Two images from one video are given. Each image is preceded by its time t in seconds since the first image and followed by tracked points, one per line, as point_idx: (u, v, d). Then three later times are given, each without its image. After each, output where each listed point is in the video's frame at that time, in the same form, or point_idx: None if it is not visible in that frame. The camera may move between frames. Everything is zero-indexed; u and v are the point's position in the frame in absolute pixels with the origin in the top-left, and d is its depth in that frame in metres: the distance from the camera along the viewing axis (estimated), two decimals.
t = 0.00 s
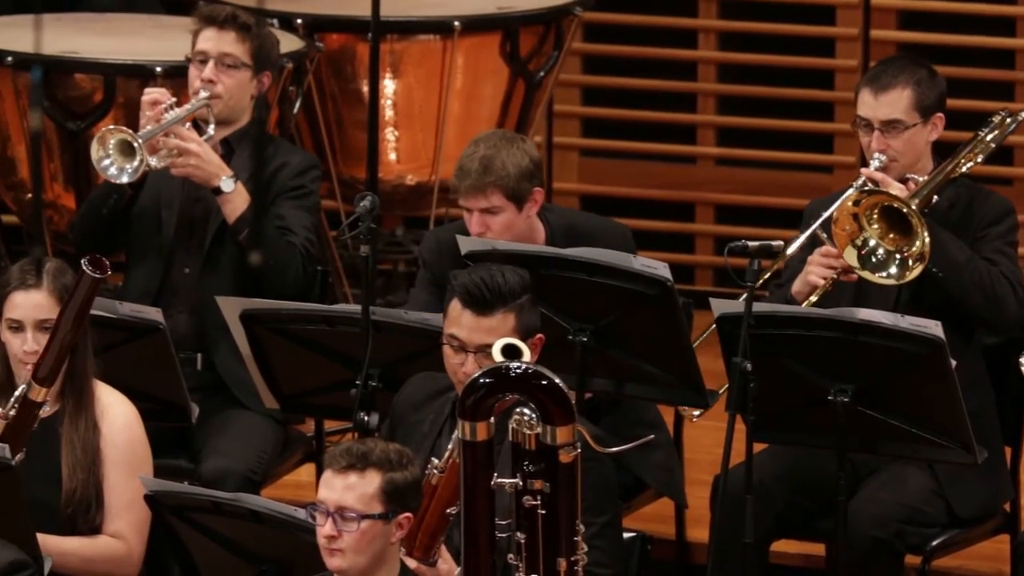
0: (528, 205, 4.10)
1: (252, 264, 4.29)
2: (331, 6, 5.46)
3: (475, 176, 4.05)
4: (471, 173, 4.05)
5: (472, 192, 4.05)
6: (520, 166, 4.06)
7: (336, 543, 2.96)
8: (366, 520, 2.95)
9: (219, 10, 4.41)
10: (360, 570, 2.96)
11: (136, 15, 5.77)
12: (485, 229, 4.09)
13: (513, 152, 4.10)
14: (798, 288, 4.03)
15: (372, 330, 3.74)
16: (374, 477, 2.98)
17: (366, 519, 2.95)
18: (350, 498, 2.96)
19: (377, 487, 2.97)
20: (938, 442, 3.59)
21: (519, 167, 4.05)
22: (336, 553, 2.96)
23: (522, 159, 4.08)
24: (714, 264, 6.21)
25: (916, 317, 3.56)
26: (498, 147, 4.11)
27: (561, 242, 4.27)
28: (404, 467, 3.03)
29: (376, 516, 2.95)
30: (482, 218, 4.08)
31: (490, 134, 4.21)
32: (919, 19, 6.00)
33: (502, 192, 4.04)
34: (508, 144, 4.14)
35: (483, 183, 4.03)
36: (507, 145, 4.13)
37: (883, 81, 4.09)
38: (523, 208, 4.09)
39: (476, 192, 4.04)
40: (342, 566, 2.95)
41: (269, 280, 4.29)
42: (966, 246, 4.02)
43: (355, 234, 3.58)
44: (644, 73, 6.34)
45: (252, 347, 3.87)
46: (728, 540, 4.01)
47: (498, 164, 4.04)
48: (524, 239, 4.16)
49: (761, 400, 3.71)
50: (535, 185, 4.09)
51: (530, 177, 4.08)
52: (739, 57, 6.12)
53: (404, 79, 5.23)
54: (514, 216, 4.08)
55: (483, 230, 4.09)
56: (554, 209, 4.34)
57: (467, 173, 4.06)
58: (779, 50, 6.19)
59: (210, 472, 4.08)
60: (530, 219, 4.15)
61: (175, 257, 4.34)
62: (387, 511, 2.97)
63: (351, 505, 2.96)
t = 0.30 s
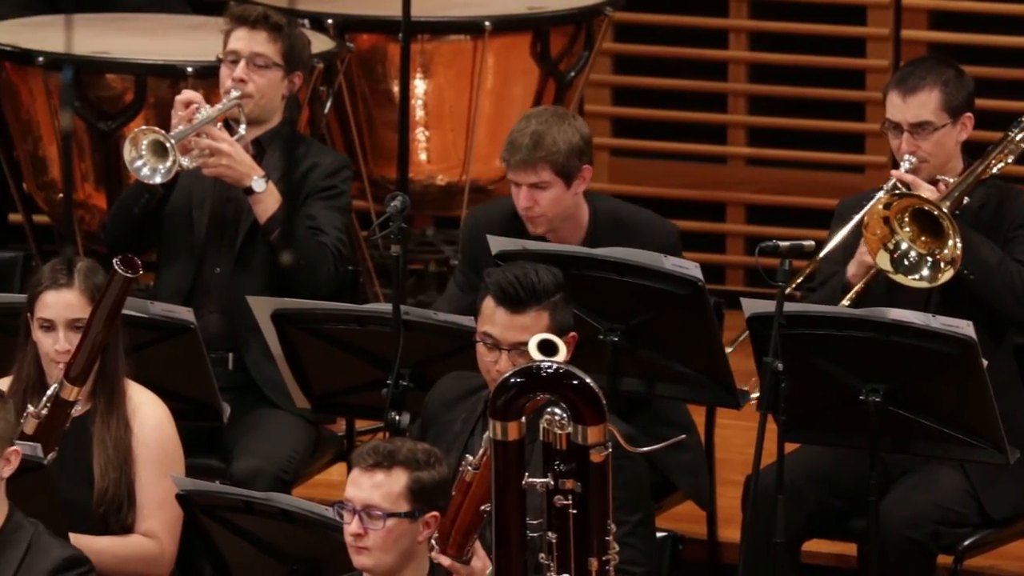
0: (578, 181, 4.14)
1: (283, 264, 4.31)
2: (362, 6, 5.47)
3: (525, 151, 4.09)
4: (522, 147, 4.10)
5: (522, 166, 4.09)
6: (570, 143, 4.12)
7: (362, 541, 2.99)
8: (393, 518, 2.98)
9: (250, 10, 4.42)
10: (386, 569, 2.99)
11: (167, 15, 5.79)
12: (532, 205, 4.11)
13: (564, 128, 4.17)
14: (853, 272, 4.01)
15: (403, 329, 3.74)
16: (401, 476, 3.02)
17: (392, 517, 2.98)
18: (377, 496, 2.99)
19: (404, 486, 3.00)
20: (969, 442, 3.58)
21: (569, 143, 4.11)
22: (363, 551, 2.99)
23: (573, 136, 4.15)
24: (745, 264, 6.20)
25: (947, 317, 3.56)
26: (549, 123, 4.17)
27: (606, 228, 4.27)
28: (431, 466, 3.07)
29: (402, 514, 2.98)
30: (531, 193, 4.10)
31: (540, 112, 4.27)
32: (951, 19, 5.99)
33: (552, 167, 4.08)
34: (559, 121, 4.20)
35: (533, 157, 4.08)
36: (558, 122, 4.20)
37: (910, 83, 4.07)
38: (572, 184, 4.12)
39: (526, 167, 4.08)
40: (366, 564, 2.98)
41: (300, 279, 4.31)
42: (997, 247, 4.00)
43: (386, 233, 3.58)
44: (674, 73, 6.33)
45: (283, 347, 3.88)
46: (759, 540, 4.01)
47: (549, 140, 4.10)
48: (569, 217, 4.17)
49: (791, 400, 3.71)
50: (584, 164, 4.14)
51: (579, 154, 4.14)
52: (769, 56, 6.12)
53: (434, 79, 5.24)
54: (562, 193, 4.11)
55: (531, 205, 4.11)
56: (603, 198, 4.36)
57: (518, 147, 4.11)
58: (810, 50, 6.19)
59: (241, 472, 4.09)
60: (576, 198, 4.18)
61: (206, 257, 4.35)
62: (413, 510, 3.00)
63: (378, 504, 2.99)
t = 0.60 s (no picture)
0: (614, 149, 4.18)
1: (312, 265, 4.32)
2: (391, 7, 5.49)
3: (562, 125, 4.12)
4: (559, 122, 4.13)
5: (560, 140, 4.12)
6: (605, 112, 4.15)
7: (395, 543, 3.00)
8: (425, 519, 3.00)
9: (279, 10, 4.43)
10: (420, 570, 3.01)
11: (196, 16, 5.81)
12: (573, 176, 4.15)
13: (598, 98, 4.19)
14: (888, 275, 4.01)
15: (432, 329, 3.75)
16: (430, 476, 3.03)
17: (424, 518, 3.00)
18: (407, 497, 3.01)
19: (433, 486, 3.02)
20: (998, 442, 3.57)
21: (604, 113, 4.14)
22: (397, 553, 3.00)
23: (607, 105, 4.18)
24: (774, 264, 6.17)
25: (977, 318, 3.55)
26: (583, 94, 4.20)
27: (641, 197, 4.30)
28: (459, 463, 3.08)
29: (433, 514, 3.00)
30: (570, 165, 4.14)
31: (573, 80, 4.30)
32: (981, 19, 5.97)
33: (589, 138, 4.11)
34: (592, 90, 4.23)
35: (571, 130, 4.11)
36: (591, 90, 4.23)
37: (936, 88, 4.06)
38: (610, 152, 4.17)
39: (564, 140, 4.11)
40: (401, 565, 2.99)
41: (330, 280, 4.32)
42: None
43: (415, 233, 3.59)
44: (703, 74, 6.33)
45: (312, 347, 3.89)
46: (789, 540, 4.00)
47: (585, 112, 4.13)
48: (607, 185, 4.21)
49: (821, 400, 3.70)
50: (620, 131, 4.18)
51: (615, 122, 4.18)
52: (799, 57, 6.11)
53: (463, 79, 5.25)
54: (601, 161, 4.15)
55: (571, 177, 4.15)
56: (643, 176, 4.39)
57: (554, 122, 4.13)
58: (839, 51, 6.18)
59: (271, 472, 4.10)
60: (615, 164, 4.22)
61: (236, 258, 4.36)
62: (444, 509, 3.02)
63: (409, 505, 3.00)
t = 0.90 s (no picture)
0: (667, 133, 4.20)
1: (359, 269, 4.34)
2: (438, 10, 5.50)
3: (615, 116, 4.14)
4: (612, 113, 4.14)
5: (616, 130, 4.14)
6: (657, 98, 4.17)
7: (455, 542, 2.98)
8: (484, 517, 2.98)
9: (326, 13, 4.45)
10: (478, 570, 2.99)
11: (242, 19, 5.84)
12: (629, 163, 4.19)
13: (648, 84, 4.20)
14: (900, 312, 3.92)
15: (478, 332, 3.76)
16: (488, 475, 3.03)
17: (484, 516, 2.99)
18: (466, 496, 3.00)
19: (492, 484, 3.01)
20: None
21: (656, 100, 4.16)
22: (456, 551, 2.98)
23: (657, 90, 4.19)
24: (821, 267, 6.16)
25: None
26: (632, 81, 4.21)
27: (693, 179, 4.32)
28: (515, 463, 3.08)
29: (493, 512, 2.99)
30: (626, 153, 4.18)
31: (619, 66, 4.31)
32: None
33: (644, 127, 4.14)
34: (640, 76, 4.24)
35: (625, 120, 4.13)
36: (639, 76, 4.24)
37: (987, 87, 4.05)
38: (663, 137, 4.19)
39: (619, 130, 4.14)
40: (460, 564, 2.98)
41: (377, 283, 4.33)
42: None
43: (461, 237, 3.61)
44: (750, 76, 6.32)
45: (359, 350, 3.90)
46: (835, 544, 3.99)
47: (637, 101, 4.14)
48: (661, 169, 4.24)
49: (868, 404, 3.69)
50: (672, 115, 4.20)
51: (665, 107, 4.19)
52: (846, 60, 6.10)
53: (510, 82, 5.26)
54: (656, 147, 4.18)
55: (628, 165, 4.19)
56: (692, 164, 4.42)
57: (607, 113, 4.15)
58: (887, 54, 6.16)
59: (317, 474, 4.11)
60: (667, 146, 4.25)
61: (284, 261, 4.39)
62: (503, 508, 3.01)
63: (468, 504, 2.99)
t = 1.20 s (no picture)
0: (702, 134, 4.20)
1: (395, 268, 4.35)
2: (475, 10, 5.51)
3: (647, 122, 4.14)
4: (644, 120, 4.14)
5: (649, 137, 4.15)
6: (689, 102, 4.16)
7: (509, 540, 3.01)
8: (542, 518, 3.00)
9: (363, 13, 4.46)
10: (529, 570, 3.01)
11: (276, 19, 5.86)
12: (665, 168, 4.20)
13: (679, 87, 4.20)
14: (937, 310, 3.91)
15: (514, 332, 3.76)
16: (548, 475, 3.05)
17: (541, 517, 3.01)
18: (525, 495, 3.01)
19: (550, 485, 3.03)
20: None
21: (688, 104, 4.16)
22: (508, 550, 3.01)
23: (689, 93, 4.18)
24: (857, 267, 6.14)
25: None
26: (663, 86, 4.20)
27: (729, 178, 4.32)
28: (572, 466, 3.10)
29: (550, 514, 3.01)
30: (661, 159, 4.19)
31: (650, 69, 4.29)
32: None
33: (678, 132, 4.14)
34: (671, 79, 4.23)
35: (657, 128, 4.13)
36: (671, 80, 4.23)
37: None
38: (698, 138, 4.19)
39: (652, 137, 4.14)
40: (512, 562, 3.00)
41: (412, 282, 4.34)
42: None
43: (497, 236, 3.61)
44: (786, 76, 6.31)
45: (394, 349, 3.91)
46: (871, 544, 3.99)
47: (669, 106, 4.14)
48: (698, 170, 4.25)
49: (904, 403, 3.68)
50: (705, 116, 4.19)
51: (698, 108, 4.18)
52: (883, 60, 6.09)
53: (546, 81, 5.27)
54: (691, 149, 4.19)
55: (664, 169, 4.20)
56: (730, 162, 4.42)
57: (639, 120, 4.15)
58: (924, 54, 6.15)
59: (352, 474, 4.12)
60: (703, 147, 4.25)
61: (319, 261, 4.41)
62: (559, 510, 3.03)
63: (525, 503, 3.01)
